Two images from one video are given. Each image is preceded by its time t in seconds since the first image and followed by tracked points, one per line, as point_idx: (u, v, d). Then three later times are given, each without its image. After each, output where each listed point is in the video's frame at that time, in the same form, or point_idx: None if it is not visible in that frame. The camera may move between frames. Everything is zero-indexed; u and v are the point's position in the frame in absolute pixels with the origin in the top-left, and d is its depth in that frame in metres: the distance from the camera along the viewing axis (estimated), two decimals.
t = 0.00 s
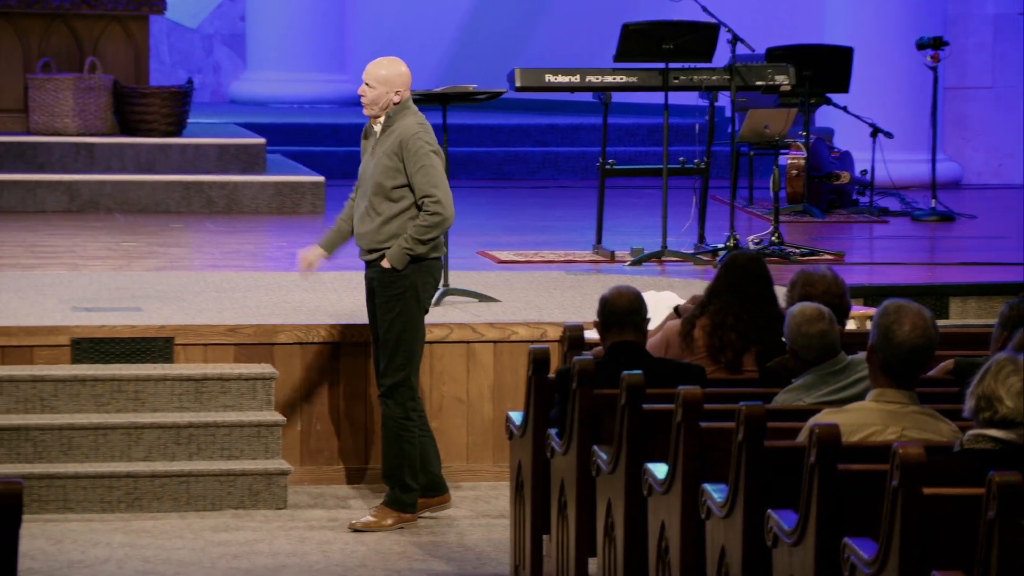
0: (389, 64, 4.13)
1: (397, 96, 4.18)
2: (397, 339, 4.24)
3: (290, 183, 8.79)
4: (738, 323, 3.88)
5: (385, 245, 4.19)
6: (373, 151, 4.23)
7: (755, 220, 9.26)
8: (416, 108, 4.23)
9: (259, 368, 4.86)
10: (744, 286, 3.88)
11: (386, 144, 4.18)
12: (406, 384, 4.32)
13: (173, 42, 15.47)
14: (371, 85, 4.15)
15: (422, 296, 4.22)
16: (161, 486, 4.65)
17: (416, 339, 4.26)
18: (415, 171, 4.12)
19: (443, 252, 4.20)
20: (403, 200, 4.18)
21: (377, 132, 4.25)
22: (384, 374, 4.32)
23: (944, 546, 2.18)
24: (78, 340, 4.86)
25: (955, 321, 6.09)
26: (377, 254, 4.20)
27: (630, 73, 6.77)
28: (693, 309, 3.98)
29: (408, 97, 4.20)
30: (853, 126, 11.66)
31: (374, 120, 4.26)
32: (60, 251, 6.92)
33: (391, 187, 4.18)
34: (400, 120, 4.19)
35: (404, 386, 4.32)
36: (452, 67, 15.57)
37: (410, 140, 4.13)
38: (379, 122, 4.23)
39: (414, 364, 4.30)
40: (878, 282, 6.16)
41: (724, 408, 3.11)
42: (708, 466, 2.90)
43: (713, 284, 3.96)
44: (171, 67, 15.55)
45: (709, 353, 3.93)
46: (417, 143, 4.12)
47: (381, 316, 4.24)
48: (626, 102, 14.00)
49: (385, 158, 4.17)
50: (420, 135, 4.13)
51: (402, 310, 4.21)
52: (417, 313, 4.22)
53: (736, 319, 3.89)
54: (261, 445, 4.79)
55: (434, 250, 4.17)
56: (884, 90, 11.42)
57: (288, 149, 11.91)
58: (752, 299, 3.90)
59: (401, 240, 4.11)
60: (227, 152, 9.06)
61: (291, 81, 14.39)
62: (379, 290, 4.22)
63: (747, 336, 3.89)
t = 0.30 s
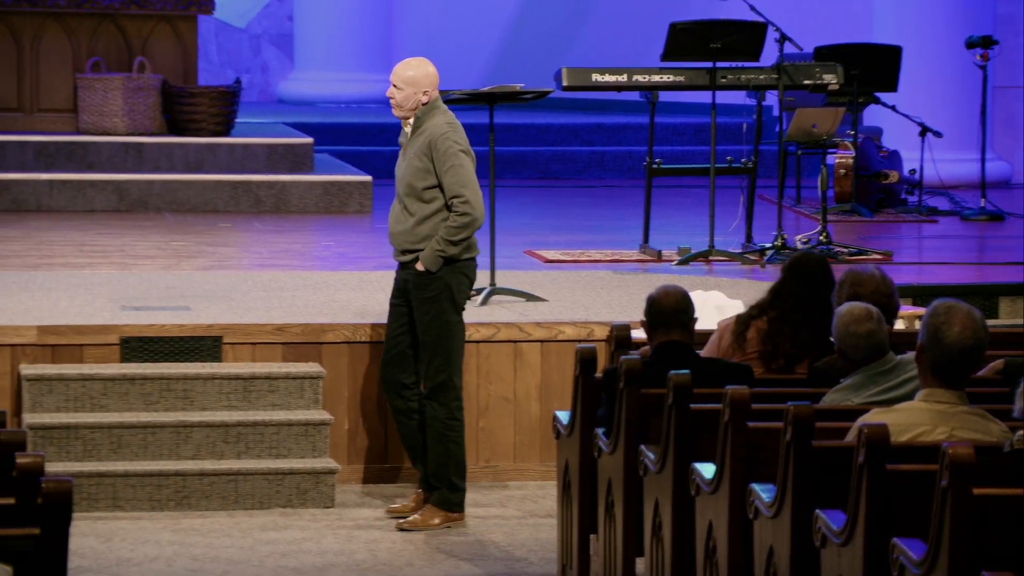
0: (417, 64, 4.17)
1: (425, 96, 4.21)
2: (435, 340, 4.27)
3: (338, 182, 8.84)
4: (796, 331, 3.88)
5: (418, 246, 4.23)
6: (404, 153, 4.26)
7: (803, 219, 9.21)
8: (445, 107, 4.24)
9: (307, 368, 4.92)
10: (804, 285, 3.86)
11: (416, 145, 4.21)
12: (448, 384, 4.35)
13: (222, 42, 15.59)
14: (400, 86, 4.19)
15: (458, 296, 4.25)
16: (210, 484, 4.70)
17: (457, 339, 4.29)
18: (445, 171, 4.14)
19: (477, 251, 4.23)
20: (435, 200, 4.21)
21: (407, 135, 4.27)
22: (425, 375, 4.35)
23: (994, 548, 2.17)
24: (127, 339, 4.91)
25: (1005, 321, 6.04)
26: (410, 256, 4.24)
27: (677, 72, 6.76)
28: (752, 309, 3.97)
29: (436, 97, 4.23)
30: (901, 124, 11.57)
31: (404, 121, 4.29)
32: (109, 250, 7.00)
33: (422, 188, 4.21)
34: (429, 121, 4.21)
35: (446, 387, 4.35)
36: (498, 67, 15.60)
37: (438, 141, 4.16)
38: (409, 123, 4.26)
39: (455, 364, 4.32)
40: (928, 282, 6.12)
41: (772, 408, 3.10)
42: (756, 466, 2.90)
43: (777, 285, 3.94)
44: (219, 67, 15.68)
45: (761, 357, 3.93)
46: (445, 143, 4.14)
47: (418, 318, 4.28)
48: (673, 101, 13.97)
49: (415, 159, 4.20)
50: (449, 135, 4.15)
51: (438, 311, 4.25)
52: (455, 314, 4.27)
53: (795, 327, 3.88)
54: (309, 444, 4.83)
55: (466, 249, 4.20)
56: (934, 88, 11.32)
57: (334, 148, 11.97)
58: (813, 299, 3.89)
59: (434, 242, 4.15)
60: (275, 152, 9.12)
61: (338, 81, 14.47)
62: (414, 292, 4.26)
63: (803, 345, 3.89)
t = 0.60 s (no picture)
0: (435, 67, 4.19)
1: (443, 98, 4.22)
2: (465, 342, 4.32)
3: (380, 182, 8.88)
4: (836, 331, 3.86)
5: (442, 249, 4.25)
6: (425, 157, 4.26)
7: (846, 219, 9.16)
8: (462, 108, 4.26)
9: (349, 367, 4.94)
10: (844, 285, 3.85)
11: (436, 148, 4.22)
12: (479, 385, 4.39)
13: (265, 42, 15.69)
14: (417, 88, 4.20)
15: (485, 296, 4.28)
16: (253, 484, 4.73)
17: (485, 339, 4.33)
18: (465, 172, 4.15)
19: (501, 250, 4.25)
20: (456, 202, 4.23)
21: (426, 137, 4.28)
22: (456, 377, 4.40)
23: None
24: (170, 338, 4.95)
25: None
26: (434, 258, 4.26)
27: (720, 72, 6.74)
28: (788, 311, 3.94)
29: (454, 98, 4.24)
30: (946, 123, 11.48)
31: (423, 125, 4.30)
32: (153, 250, 7.06)
33: (444, 191, 4.21)
34: (448, 122, 4.22)
35: (477, 387, 4.39)
36: (541, 66, 15.62)
37: (457, 142, 4.17)
38: (428, 126, 4.27)
39: (484, 364, 4.37)
40: (973, 283, 6.07)
41: (815, 408, 3.09)
42: (799, 466, 2.89)
43: (813, 287, 3.92)
44: (262, 67, 15.76)
45: (801, 358, 3.90)
46: (465, 145, 4.15)
47: (446, 321, 4.32)
48: (715, 101, 13.95)
49: (436, 163, 4.20)
50: (467, 136, 4.16)
51: (466, 312, 4.28)
52: (483, 313, 4.31)
53: (834, 327, 3.86)
54: (352, 443, 4.87)
55: (490, 249, 4.22)
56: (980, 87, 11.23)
57: (376, 147, 12.01)
58: (852, 299, 3.86)
59: (457, 243, 4.18)
60: (317, 151, 9.17)
61: (380, 81, 14.54)
62: (440, 294, 4.29)
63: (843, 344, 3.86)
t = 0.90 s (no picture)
0: (450, 64, 4.19)
1: (457, 95, 4.23)
2: (468, 339, 4.31)
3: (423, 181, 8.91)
4: (868, 321, 3.85)
5: (455, 246, 4.24)
6: (439, 152, 4.26)
7: (889, 218, 9.11)
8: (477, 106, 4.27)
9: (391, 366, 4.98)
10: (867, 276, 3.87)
11: (453, 144, 4.22)
12: (478, 382, 4.37)
13: (307, 42, 15.79)
14: (431, 84, 4.20)
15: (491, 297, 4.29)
16: (295, 482, 4.77)
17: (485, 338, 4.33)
18: (485, 168, 4.16)
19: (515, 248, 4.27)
20: (472, 199, 4.23)
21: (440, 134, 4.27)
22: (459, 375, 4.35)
23: None
24: (213, 337, 4.99)
25: None
26: (447, 255, 4.25)
27: (762, 70, 6.72)
28: (818, 312, 3.95)
29: (469, 96, 4.25)
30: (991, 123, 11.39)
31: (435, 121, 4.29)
32: (196, 249, 7.12)
33: (461, 186, 4.21)
34: (465, 119, 4.24)
35: (475, 384, 4.37)
36: (582, 65, 15.62)
37: (477, 138, 4.18)
38: (441, 123, 4.26)
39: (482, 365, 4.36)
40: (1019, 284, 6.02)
41: (858, 408, 3.09)
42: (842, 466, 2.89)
43: (839, 286, 3.94)
44: (305, 66, 15.86)
45: (839, 351, 3.88)
46: (486, 141, 4.16)
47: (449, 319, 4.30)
48: (758, 101, 13.90)
49: (454, 158, 4.20)
50: (488, 132, 4.18)
51: (471, 310, 4.27)
52: (489, 314, 4.31)
53: (865, 317, 3.86)
54: (394, 443, 4.91)
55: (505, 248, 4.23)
56: None
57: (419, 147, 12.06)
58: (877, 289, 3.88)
59: (475, 239, 4.17)
60: (359, 151, 9.22)
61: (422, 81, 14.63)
62: (449, 292, 4.27)
63: (876, 332, 3.85)
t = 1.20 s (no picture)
0: (454, 63, 4.19)
1: (461, 94, 4.23)
2: (453, 330, 4.32)
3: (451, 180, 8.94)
4: (894, 319, 3.85)
5: (456, 243, 4.24)
6: (441, 150, 4.27)
7: (919, 218, 9.06)
8: (481, 105, 4.28)
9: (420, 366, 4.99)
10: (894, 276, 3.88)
11: (456, 142, 4.23)
12: (452, 373, 4.38)
13: (337, 42, 15.88)
14: (435, 83, 4.20)
15: (490, 295, 4.28)
16: (324, 482, 4.79)
17: (475, 332, 4.33)
18: (488, 166, 4.17)
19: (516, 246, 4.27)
20: (474, 197, 4.23)
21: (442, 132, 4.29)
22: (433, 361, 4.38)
23: None
24: (242, 337, 5.02)
25: None
26: (447, 252, 4.25)
27: (792, 70, 6.70)
28: (846, 312, 3.94)
29: (472, 95, 4.26)
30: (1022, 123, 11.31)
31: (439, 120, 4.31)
32: (225, 249, 7.16)
33: (462, 184, 4.23)
34: (468, 117, 4.24)
35: (450, 375, 4.37)
36: (611, 65, 15.66)
37: (481, 136, 4.19)
38: (445, 121, 4.28)
39: (465, 359, 4.37)
40: None
41: (887, 409, 3.09)
42: (871, 466, 2.88)
43: (865, 286, 3.94)
44: (334, 66, 16.01)
45: (866, 350, 3.86)
46: (489, 139, 4.17)
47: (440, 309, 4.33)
48: (787, 100, 13.87)
49: (456, 155, 4.21)
50: (491, 130, 4.19)
51: (461, 301, 4.28)
52: (484, 312, 4.31)
53: (892, 316, 3.86)
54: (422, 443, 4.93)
55: (506, 247, 4.23)
56: None
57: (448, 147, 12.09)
58: (903, 290, 3.89)
59: (477, 235, 4.17)
60: (388, 151, 9.24)
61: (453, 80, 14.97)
62: (446, 287, 4.28)
63: (902, 330, 3.85)
